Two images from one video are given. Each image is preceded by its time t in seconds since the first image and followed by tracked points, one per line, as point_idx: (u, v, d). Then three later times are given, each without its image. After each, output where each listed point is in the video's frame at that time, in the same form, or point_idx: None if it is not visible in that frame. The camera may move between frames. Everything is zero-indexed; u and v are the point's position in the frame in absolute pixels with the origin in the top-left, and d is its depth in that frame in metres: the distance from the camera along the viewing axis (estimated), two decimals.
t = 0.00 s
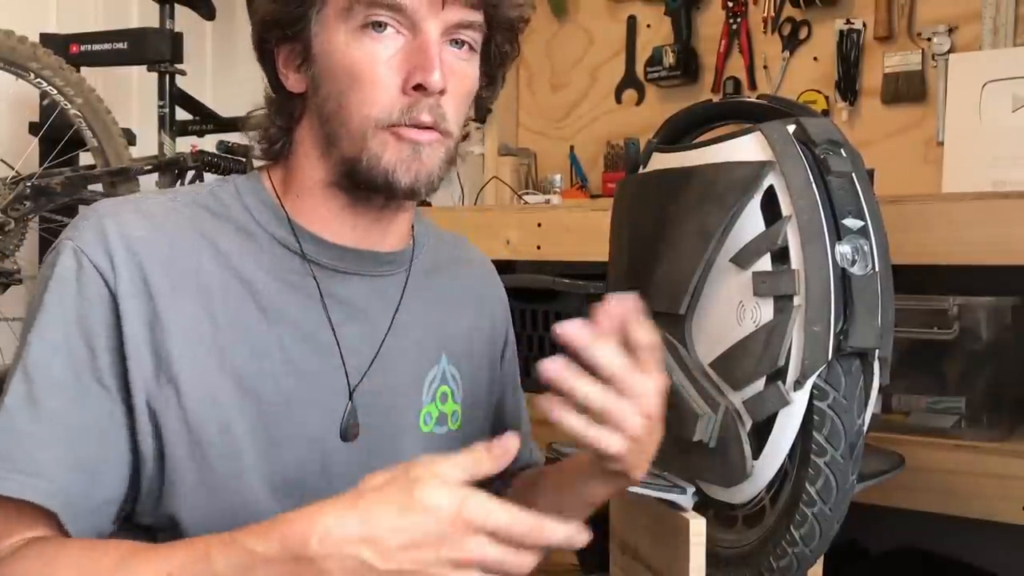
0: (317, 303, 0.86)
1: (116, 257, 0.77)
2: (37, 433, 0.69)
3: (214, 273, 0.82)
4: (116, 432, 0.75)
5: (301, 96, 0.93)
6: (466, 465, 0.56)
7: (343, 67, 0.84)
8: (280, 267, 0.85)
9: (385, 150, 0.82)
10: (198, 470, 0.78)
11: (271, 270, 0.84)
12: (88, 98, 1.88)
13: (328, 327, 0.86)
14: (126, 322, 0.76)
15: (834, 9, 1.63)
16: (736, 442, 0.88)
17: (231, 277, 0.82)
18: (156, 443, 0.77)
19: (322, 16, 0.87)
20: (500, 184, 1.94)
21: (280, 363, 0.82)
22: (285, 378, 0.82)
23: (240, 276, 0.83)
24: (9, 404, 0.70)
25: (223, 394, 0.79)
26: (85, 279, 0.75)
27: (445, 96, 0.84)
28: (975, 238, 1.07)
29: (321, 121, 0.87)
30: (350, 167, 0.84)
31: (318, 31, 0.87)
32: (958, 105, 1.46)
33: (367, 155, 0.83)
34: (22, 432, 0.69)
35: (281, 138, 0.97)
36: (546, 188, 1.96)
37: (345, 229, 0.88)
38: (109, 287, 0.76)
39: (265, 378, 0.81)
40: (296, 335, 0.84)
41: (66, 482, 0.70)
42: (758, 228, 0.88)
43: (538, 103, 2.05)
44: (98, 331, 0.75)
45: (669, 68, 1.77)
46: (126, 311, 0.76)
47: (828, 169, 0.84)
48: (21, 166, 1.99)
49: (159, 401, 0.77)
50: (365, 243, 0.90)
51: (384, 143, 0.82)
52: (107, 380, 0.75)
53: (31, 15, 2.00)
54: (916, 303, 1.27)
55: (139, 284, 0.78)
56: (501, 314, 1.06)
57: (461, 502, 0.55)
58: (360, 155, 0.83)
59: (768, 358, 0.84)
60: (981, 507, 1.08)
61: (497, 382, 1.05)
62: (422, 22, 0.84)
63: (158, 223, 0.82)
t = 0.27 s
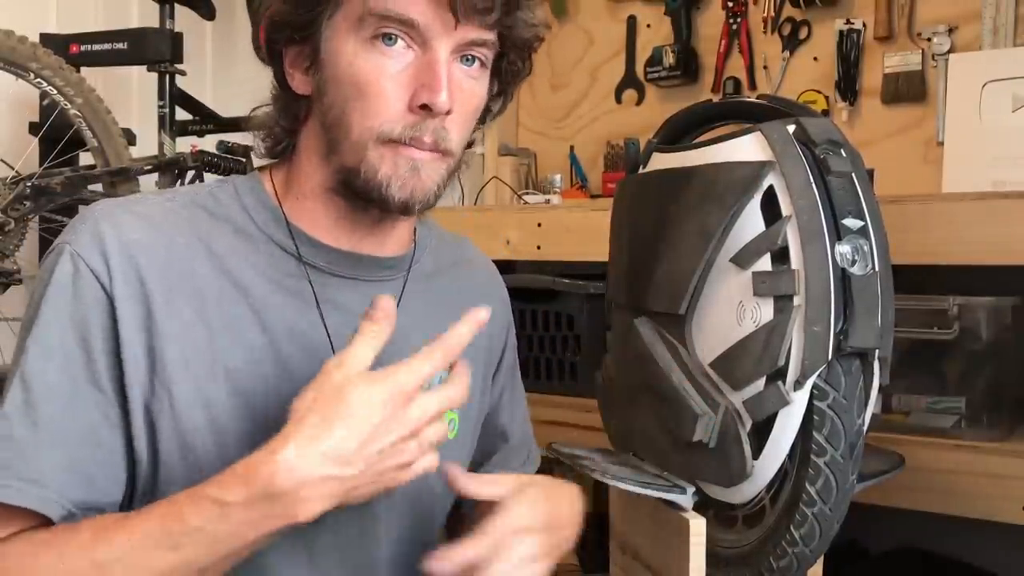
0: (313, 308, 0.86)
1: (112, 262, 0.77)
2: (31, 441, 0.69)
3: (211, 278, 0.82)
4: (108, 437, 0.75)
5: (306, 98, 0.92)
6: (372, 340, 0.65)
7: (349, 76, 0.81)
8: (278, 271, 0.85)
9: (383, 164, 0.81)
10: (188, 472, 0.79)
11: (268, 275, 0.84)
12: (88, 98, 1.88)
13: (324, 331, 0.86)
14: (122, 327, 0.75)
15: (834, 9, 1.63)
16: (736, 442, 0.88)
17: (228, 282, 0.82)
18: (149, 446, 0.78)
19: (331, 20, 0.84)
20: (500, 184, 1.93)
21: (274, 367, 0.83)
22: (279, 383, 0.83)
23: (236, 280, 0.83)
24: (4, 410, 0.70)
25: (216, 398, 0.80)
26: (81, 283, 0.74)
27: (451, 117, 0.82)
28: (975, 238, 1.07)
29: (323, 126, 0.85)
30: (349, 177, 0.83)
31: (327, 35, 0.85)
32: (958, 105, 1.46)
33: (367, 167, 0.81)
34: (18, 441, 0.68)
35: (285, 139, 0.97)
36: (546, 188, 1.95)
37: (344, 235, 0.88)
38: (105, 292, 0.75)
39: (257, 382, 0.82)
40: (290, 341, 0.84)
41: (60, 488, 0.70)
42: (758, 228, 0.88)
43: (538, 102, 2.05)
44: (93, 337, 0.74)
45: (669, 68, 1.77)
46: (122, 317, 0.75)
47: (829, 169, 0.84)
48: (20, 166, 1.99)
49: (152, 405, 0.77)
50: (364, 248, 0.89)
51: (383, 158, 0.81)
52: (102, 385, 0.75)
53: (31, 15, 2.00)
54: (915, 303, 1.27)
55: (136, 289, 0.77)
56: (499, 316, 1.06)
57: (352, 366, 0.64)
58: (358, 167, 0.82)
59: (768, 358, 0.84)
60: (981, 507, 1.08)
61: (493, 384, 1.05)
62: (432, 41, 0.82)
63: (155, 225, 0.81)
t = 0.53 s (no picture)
0: (316, 312, 0.85)
1: (114, 273, 0.76)
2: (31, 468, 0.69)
3: (215, 285, 0.81)
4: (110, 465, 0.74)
5: (310, 99, 0.92)
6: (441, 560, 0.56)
7: (352, 79, 0.82)
8: (282, 276, 0.84)
9: (382, 169, 0.82)
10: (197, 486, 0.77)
11: (272, 280, 0.84)
12: (88, 99, 1.88)
13: (328, 337, 0.86)
14: (126, 341, 0.74)
15: (834, 9, 1.63)
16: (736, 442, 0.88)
17: (232, 288, 0.81)
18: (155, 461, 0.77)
19: (338, 22, 0.85)
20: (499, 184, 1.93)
21: (280, 374, 0.82)
22: (285, 390, 0.82)
23: (241, 286, 0.82)
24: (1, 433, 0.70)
25: (223, 409, 0.79)
26: (82, 298, 0.74)
27: (452, 124, 0.83)
28: (974, 237, 1.07)
29: (325, 128, 0.86)
30: (349, 180, 0.84)
31: (333, 37, 0.85)
32: (958, 105, 1.46)
33: (368, 171, 0.82)
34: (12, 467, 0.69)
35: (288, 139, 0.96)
36: (546, 188, 1.95)
37: (344, 238, 0.88)
38: (107, 306, 0.75)
39: (264, 390, 0.81)
40: (295, 346, 0.83)
41: (54, 519, 0.70)
42: (758, 227, 0.88)
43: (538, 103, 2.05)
44: (95, 353, 0.74)
45: (669, 69, 1.77)
46: (125, 330, 0.75)
47: (828, 169, 0.85)
48: (21, 167, 1.99)
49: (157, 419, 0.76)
50: (364, 252, 0.90)
51: (382, 163, 0.82)
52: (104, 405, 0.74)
53: (31, 15, 2.00)
54: (915, 303, 1.27)
55: (139, 300, 0.77)
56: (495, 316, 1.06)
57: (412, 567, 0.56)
58: (358, 171, 0.83)
59: (768, 358, 0.84)
60: (981, 507, 1.08)
61: (490, 385, 1.05)
62: (436, 47, 0.82)
63: (157, 233, 0.80)
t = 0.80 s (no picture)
0: (314, 320, 0.85)
1: (102, 286, 0.76)
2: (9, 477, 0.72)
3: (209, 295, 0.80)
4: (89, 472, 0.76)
5: (319, 102, 0.90)
6: (387, 541, 0.65)
7: (374, 88, 0.81)
8: (279, 284, 0.83)
9: (405, 180, 0.82)
10: (186, 493, 0.79)
11: (269, 288, 0.83)
12: (88, 99, 1.88)
13: (325, 345, 0.85)
14: (111, 355, 0.75)
15: (834, 9, 1.63)
16: (736, 442, 0.88)
17: (226, 298, 0.81)
18: (143, 468, 0.78)
19: (355, 26, 0.83)
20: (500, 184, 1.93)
21: (275, 385, 0.81)
22: (281, 401, 0.81)
23: (235, 296, 0.81)
24: None
25: (215, 421, 0.78)
26: (67, 312, 0.75)
27: (475, 132, 0.83)
28: (974, 237, 1.07)
29: (340, 135, 0.85)
30: (366, 189, 0.84)
31: (350, 43, 0.83)
32: (958, 105, 1.46)
33: (389, 183, 0.82)
34: None
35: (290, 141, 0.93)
36: (546, 188, 1.95)
37: (350, 244, 0.87)
38: (93, 319, 0.75)
39: (260, 401, 0.80)
40: (291, 356, 0.83)
41: (27, 523, 0.73)
42: (758, 228, 0.88)
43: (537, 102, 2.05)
44: (77, 367, 0.74)
45: (669, 68, 1.76)
46: (111, 344, 0.75)
47: (829, 169, 0.84)
48: (21, 166, 1.99)
49: (145, 429, 0.77)
50: (368, 257, 0.88)
51: (405, 174, 0.82)
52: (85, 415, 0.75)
53: (31, 15, 2.00)
54: (915, 303, 1.27)
55: (128, 313, 0.77)
56: (499, 318, 1.05)
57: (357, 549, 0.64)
58: (379, 181, 0.82)
59: (768, 358, 0.85)
60: (981, 508, 1.08)
61: (492, 388, 1.05)
62: (462, 54, 0.81)
63: (150, 242, 0.80)
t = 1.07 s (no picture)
0: (319, 321, 0.84)
1: (111, 287, 0.75)
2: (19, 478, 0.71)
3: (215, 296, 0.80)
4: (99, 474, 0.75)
5: (342, 112, 0.87)
6: None
7: (411, 102, 0.81)
8: (283, 285, 0.83)
9: (437, 191, 0.82)
10: (192, 495, 0.78)
11: (274, 290, 0.82)
12: (88, 99, 1.88)
13: (330, 345, 0.85)
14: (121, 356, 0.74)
15: (834, 9, 1.63)
16: (736, 443, 0.88)
17: (232, 299, 0.80)
18: (150, 469, 0.78)
19: (392, 41, 0.82)
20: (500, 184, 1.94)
21: (281, 385, 0.81)
22: (287, 402, 0.81)
23: (241, 297, 0.81)
24: None
25: (220, 422, 0.78)
26: (77, 313, 0.74)
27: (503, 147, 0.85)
28: (974, 237, 1.07)
29: (366, 145, 0.85)
30: (394, 198, 0.84)
31: (384, 57, 0.82)
32: (958, 104, 1.46)
33: (422, 194, 0.82)
34: None
35: (301, 147, 0.90)
36: (546, 188, 1.95)
37: (357, 244, 0.88)
38: (101, 320, 0.74)
39: (266, 402, 0.80)
40: (297, 357, 0.82)
41: (39, 526, 0.72)
42: (758, 228, 0.88)
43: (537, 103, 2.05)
44: (86, 369, 0.74)
45: (669, 68, 1.76)
46: (118, 345, 0.75)
47: (829, 169, 0.85)
48: (21, 166, 1.99)
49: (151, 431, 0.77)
50: (371, 258, 0.89)
51: (436, 186, 0.82)
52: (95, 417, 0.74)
53: (31, 15, 2.00)
54: (915, 303, 1.27)
55: (136, 314, 0.76)
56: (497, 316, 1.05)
57: None
58: (410, 193, 0.83)
59: (768, 358, 0.85)
60: (982, 507, 1.08)
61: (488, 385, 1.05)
62: (497, 74, 0.82)
63: (157, 243, 0.79)
